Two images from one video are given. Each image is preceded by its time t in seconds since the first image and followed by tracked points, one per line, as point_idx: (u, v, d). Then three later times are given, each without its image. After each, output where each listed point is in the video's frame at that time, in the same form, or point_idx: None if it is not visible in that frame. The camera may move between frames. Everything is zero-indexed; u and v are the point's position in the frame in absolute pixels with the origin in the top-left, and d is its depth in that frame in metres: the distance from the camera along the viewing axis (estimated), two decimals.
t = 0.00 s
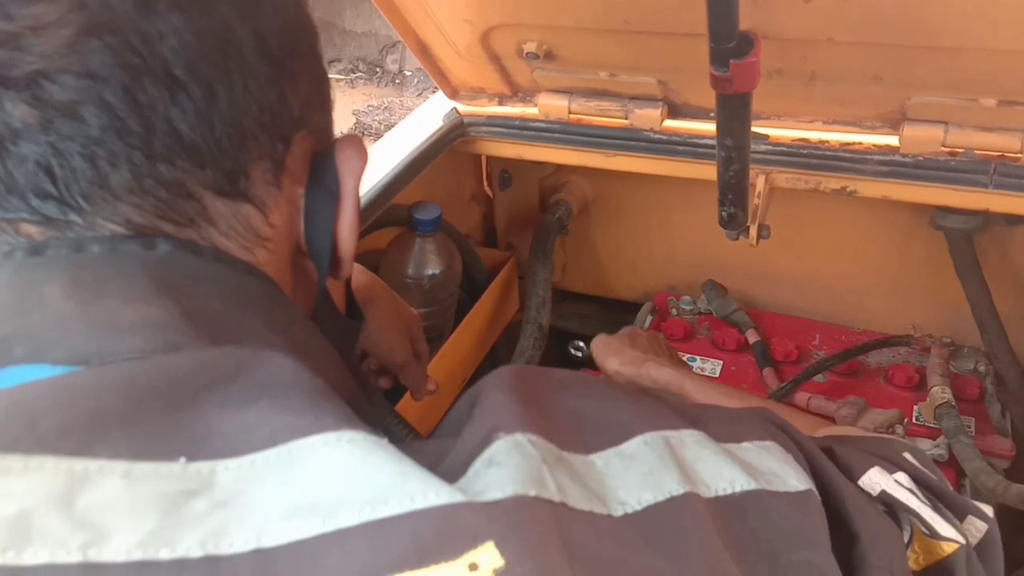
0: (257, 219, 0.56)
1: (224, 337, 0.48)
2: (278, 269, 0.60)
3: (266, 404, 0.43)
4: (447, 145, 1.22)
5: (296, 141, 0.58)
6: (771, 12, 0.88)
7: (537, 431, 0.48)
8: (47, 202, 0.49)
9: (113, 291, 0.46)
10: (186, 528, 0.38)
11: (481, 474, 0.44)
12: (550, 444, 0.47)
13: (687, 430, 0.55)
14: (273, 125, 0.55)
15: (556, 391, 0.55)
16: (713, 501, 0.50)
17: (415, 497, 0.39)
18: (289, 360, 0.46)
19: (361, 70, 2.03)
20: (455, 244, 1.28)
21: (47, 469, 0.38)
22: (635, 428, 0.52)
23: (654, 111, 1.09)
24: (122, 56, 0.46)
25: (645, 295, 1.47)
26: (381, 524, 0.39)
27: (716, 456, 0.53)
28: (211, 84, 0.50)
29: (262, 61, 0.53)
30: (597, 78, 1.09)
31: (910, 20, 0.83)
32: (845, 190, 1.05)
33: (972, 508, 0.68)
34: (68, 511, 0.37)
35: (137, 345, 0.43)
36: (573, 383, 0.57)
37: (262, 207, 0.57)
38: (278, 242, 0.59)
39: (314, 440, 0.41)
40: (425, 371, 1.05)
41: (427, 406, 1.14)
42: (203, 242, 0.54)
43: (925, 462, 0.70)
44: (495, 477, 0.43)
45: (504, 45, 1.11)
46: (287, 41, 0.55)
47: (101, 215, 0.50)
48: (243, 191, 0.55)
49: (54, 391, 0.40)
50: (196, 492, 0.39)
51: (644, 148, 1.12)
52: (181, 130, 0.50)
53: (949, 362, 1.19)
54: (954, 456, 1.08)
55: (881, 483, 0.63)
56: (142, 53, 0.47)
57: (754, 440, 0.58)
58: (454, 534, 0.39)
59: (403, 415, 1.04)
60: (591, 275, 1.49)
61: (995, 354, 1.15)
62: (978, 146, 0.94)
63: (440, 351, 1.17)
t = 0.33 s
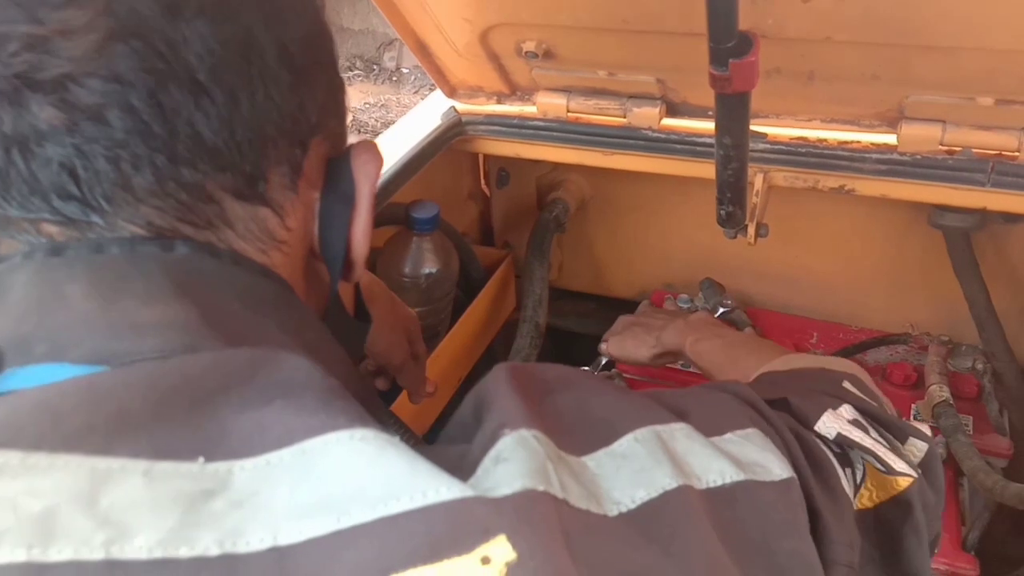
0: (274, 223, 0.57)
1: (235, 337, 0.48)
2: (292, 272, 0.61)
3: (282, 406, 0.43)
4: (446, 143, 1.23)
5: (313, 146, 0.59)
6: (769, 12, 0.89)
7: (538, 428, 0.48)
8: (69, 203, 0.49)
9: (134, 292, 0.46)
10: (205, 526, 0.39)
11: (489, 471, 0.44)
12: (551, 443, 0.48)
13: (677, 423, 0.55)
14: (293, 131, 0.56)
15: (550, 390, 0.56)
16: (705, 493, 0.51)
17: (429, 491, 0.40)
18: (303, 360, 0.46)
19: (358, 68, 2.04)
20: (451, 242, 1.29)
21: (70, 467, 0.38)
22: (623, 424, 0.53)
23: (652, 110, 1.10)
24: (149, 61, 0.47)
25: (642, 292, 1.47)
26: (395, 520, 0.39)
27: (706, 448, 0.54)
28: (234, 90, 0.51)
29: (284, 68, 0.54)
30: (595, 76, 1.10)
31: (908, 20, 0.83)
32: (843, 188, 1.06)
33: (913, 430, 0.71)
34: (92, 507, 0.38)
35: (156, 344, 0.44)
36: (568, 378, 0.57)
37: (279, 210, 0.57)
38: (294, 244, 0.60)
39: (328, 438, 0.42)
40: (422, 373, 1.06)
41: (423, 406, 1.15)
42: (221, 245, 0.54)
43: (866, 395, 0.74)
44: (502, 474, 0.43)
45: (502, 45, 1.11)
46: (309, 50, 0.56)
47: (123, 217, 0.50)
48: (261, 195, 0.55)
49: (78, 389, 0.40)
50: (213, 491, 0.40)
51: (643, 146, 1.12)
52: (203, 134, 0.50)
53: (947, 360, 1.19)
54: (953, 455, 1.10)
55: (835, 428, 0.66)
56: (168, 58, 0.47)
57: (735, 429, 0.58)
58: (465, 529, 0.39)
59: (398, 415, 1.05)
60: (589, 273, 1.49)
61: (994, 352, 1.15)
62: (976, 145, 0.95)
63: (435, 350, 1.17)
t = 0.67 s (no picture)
0: (279, 214, 0.57)
1: (237, 332, 0.48)
2: (299, 262, 0.61)
3: (287, 402, 0.43)
4: (443, 143, 1.22)
5: (318, 137, 0.58)
6: (767, 11, 0.89)
7: (556, 428, 0.48)
8: (72, 195, 0.49)
9: (131, 285, 0.47)
10: (205, 527, 0.39)
11: (501, 471, 0.44)
12: (572, 442, 0.48)
13: (707, 428, 0.55)
14: (296, 120, 0.55)
15: (572, 384, 0.55)
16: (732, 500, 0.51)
17: (435, 497, 0.40)
18: (304, 354, 0.47)
19: (355, 68, 2.04)
20: (450, 241, 1.29)
21: (65, 468, 0.38)
22: (649, 425, 0.52)
23: (650, 109, 1.10)
24: (151, 49, 0.47)
25: (639, 291, 1.47)
26: (401, 523, 0.39)
27: (734, 454, 0.54)
28: (237, 79, 0.50)
29: (288, 57, 0.53)
30: (594, 75, 1.10)
31: (906, 19, 0.83)
32: (841, 186, 1.05)
33: (959, 509, 0.70)
34: (86, 510, 0.38)
35: (156, 338, 0.45)
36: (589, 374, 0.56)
37: (284, 201, 0.57)
38: (299, 236, 0.59)
39: (334, 438, 0.42)
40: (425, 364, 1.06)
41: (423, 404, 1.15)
42: (224, 237, 0.54)
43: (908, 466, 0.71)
44: (514, 476, 0.43)
45: (500, 43, 1.11)
46: (312, 39, 0.56)
47: (125, 208, 0.50)
48: (265, 185, 0.55)
49: (72, 388, 0.41)
50: (214, 491, 0.40)
51: (641, 145, 1.12)
52: (207, 124, 0.50)
53: (944, 359, 1.20)
54: (949, 454, 1.09)
55: (873, 483, 0.64)
56: (170, 47, 0.47)
57: (770, 439, 0.58)
58: (475, 535, 0.39)
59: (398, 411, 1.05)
60: (587, 271, 1.49)
61: (991, 351, 1.15)
62: (974, 143, 0.95)
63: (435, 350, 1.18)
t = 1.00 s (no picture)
0: (285, 220, 0.57)
1: (242, 336, 0.49)
2: (303, 271, 0.61)
3: (288, 402, 0.44)
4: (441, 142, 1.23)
5: (325, 144, 0.59)
6: (765, 11, 0.89)
7: (540, 427, 0.48)
8: (81, 197, 0.49)
9: (141, 286, 0.47)
10: (209, 525, 0.39)
11: (499, 468, 0.45)
12: (555, 442, 0.48)
13: (680, 423, 0.55)
14: (304, 131, 0.56)
15: (552, 391, 0.56)
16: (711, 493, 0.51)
17: (434, 490, 0.41)
18: (308, 359, 0.47)
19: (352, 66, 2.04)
20: (449, 241, 1.29)
21: (75, 464, 0.38)
22: (635, 422, 0.53)
23: (648, 108, 1.10)
24: (164, 56, 0.47)
25: (637, 290, 1.48)
26: (403, 517, 0.40)
27: (709, 448, 0.54)
28: (248, 88, 0.51)
29: (297, 66, 0.54)
30: (593, 75, 1.10)
31: (903, 19, 0.84)
32: (839, 186, 1.06)
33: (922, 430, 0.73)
34: (96, 504, 0.38)
35: (165, 341, 0.45)
36: (567, 379, 0.58)
37: (290, 208, 0.58)
38: (306, 241, 0.60)
39: (334, 436, 0.42)
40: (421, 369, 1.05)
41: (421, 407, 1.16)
42: (230, 241, 0.54)
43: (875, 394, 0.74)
44: (510, 472, 0.44)
45: (499, 43, 1.12)
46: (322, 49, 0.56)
47: (134, 211, 0.50)
48: (272, 192, 0.56)
49: (78, 386, 0.41)
50: (219, 489, 0.40)
51: (640, 145, 1.13)
52: (216, 130, 0.51)
53: (942, 358, 1.20)
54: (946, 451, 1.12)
55: (844, 428, 0.67)
56: (182, 54, 0.48)
57: (739, 428, 0.58)
58: (474, 526, 0.40)
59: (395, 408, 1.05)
60: (585, 270, 1.50)
61: (989, 351, 1.16)
62: (971, 143, 0.95)
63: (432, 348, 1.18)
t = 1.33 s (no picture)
0: (279, 215, 0.57)
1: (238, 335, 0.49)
2: (299, 264, 0.61)
3: (276, 400, 0.44)
4: (442, 141, 1.23)
5: (320, 140, 0.59)
6: (763, 10, 0.89)
7: (544, 422, 0.48)
8: (77, 196, 0.49)
9: (131, 287, 0.47)
10: (197, 527, 0.39)
11: (488, 467, 0.44)
12: (559, 436, 0.48)
13: (696, 420, 0.55)
14: (298, 124, 0.56)
15: (564, 377, 0.56)
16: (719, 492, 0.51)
17: (422, 493, 0.40)
18: (298, 355, 0.47)
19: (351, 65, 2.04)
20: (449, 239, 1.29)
21: (62, 468, 0.39)
22: (639, 420, 0.53)
23: (646, 108, 1.10)
24: (155, 52, 0.47)
25: (635, 290, 1.48)
26: (391, 520, 0.40)
27: (722, 445, 0.54)
28: (241, 82, 0.51)
29: (290, 61, 0.54)
30: (591, 75, 1.10)
31: (899, 18, 0.84)
32: (836, 186, 1.06)
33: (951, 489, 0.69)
34: (81, 510, 0.38)
35: (150, 340, 0.45)
36: (583, 368, 0.57)
37: (285, 203, 0.58)
38: (301, 237, 0.60)
39: (323, 436, 0.42)
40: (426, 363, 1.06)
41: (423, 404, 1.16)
42: (224, 237, 0.55)
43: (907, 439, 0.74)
44: (501, 470, 0.43)
45: (497, 42, 1.12)
46: (312, 41, 0.56)
47: (128, 208, 0.50)
48: (267, 187, 0.56)
49: (64, 391, 0.41)
50: (207, 490, 0.40)
51: (637, 145, 1.13)
52: (210, 127, 0.51)
53: (938, 356, 1.21)
54: (943, 449, 1.10)
55: (865, 466, 0.66)
56: (174, 50, 0.48)
57: (758, 429, 0.59)
58: (461, 530, 0.40)
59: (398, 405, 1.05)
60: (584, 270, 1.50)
61: (986, 350, 1.16)
62: (968, 142, 0.95)
63: (434, 347, 1.19)
